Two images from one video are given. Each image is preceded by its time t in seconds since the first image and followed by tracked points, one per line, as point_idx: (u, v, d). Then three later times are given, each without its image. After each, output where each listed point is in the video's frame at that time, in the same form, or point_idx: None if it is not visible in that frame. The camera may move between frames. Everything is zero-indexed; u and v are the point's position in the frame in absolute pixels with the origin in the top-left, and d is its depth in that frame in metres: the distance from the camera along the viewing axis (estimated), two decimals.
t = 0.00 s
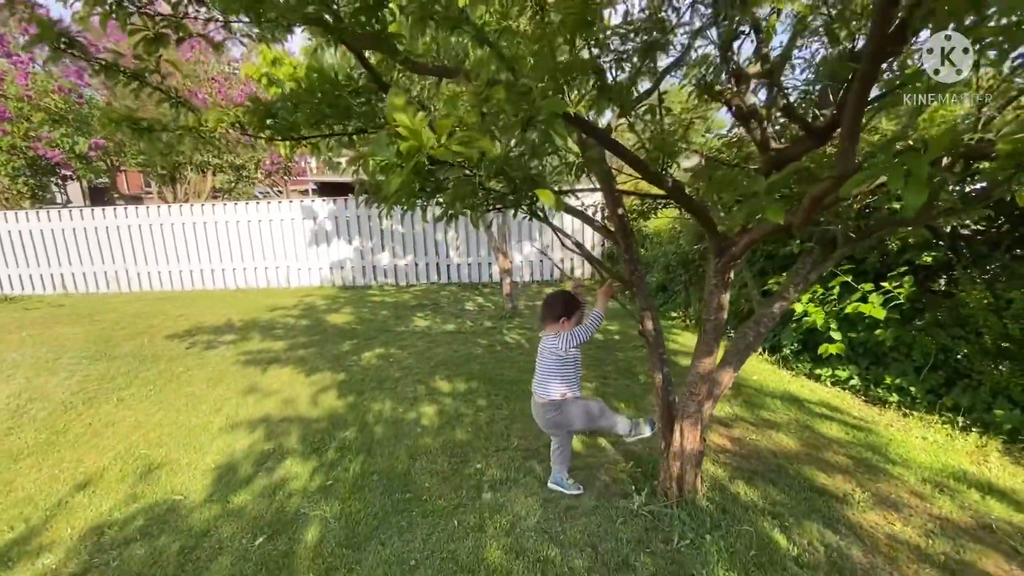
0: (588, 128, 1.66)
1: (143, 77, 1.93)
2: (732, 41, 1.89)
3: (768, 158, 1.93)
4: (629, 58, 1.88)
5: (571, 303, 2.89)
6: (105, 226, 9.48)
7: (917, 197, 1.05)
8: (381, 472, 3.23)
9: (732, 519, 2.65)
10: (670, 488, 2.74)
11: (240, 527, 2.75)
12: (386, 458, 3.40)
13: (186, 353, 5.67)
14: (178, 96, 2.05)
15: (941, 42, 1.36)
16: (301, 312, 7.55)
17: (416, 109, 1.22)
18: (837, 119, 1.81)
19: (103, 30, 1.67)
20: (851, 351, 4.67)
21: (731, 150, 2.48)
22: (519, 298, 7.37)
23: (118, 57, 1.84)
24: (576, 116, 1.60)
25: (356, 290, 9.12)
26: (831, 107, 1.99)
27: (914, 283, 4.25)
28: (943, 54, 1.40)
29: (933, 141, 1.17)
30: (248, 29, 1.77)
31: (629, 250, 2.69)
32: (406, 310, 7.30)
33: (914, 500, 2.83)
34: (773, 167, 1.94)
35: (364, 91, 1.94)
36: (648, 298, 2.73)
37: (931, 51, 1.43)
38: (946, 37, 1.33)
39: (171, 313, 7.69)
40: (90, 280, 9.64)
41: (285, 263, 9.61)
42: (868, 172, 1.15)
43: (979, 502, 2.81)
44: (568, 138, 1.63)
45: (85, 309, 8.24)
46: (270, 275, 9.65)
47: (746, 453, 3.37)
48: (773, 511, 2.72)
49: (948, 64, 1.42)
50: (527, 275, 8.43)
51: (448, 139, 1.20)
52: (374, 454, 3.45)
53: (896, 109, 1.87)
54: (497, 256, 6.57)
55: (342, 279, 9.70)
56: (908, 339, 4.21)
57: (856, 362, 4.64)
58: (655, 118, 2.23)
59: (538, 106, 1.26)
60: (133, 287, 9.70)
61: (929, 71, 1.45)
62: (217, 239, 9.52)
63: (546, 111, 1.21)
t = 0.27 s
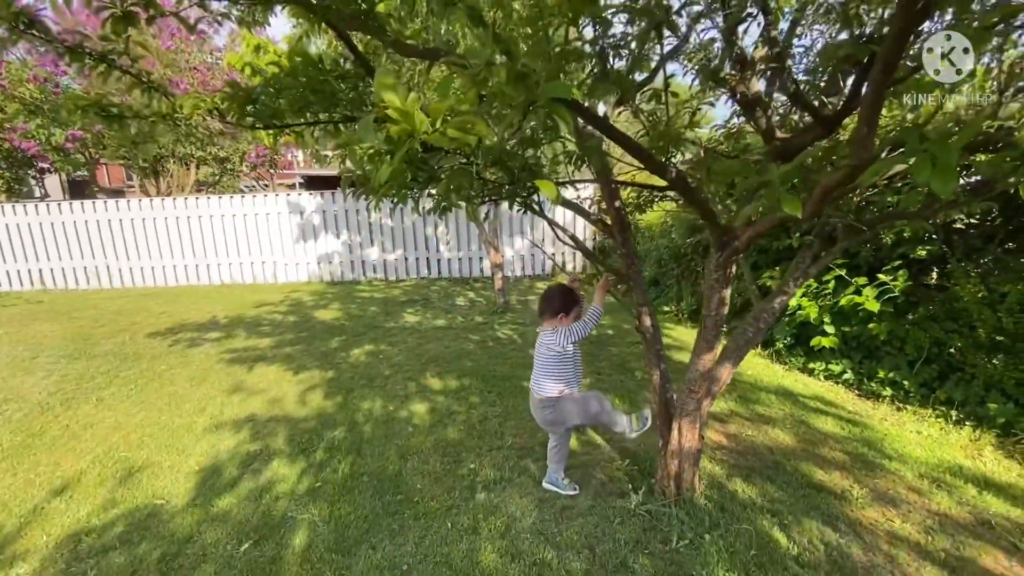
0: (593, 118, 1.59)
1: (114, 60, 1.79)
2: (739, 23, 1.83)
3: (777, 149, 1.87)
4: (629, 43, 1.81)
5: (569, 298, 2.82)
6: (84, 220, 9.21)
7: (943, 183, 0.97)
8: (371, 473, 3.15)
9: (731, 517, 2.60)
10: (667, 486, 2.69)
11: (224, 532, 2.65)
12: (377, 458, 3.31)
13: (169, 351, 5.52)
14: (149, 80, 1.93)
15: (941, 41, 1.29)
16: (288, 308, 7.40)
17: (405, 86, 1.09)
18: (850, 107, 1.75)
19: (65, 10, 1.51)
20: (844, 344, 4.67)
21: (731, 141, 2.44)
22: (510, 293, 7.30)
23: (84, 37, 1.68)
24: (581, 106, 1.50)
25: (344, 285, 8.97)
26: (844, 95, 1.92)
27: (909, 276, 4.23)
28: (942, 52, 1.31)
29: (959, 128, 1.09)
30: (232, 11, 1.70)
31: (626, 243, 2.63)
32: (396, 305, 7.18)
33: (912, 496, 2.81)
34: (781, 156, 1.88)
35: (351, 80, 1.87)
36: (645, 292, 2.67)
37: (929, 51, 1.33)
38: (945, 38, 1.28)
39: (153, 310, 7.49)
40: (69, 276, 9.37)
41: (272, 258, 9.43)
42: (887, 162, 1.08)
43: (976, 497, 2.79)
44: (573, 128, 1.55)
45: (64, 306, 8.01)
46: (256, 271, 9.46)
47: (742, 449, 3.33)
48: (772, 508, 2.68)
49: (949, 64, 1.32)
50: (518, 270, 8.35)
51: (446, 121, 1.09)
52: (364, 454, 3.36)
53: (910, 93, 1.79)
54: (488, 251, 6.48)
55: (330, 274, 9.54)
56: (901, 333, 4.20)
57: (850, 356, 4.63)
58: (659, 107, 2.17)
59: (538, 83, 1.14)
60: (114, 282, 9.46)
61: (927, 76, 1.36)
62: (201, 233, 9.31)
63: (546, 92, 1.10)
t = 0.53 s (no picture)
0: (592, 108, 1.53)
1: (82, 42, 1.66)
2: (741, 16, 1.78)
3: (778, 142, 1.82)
4: (624, 32, 1.80)
5: (559, 294, 2.76)
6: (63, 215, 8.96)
7: (968, 175, 0.92)
8: (361, 475, 3.07)
9: (729, 516, 2.57)
10: (664, 485, 2.64)
11: (208, 539, 2.57)
12: (367, 459, 3.23)
13: (152, 350, 5.37)
14: (121, 66, 1.82)
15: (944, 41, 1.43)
16: (275, 305, 7.25)
17: (398, 65, 1.01)
18: (855, 100, 1.71)
19: None
20: (837, 339, 4.67)
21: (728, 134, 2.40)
22: (502, 289, 7.23)
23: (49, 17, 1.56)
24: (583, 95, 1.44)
25: (333, 282, 8.83)
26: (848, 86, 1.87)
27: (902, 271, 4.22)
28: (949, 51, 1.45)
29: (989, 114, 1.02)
30: None
31: (621, 237, 2.56)
32: (386, 302, 7.07)
33: (909, 491, 2.80)
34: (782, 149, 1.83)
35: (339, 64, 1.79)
36: (641, 288, 2.61)
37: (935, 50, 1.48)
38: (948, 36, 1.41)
39: (135, 307, 7.31)
40: (48, 273, 9.12)
41: (258, 254, 9.26)
42: (906, 149, 1.02)
43: (971, 492, 2.79)
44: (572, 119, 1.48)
45: (42, 304, 7.78)
46: (242, 267, 9.28)
47: (738, 446, 3.30)
48: (770, 506, 2.65)
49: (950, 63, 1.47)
50: (510, 265, 8.28)
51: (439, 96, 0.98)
52: (354, 455, 3.28)
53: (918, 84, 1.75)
54: (479, 246, 6.40)
55: (318, 270, 9.39)
56: (894, 327, 4.20)
57: (843, 351, 4.63)
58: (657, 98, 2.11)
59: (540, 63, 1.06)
60: (95, 280, 9.22)
61: (931, 69, 1.53)
62: (185, 229, 9.10)
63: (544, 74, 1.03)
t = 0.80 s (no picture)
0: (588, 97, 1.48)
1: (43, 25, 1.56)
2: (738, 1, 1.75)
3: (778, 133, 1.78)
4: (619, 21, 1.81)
5: (555, 291, 2.71)
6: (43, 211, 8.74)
7: (989, 165, 0.86)
8: (351, 476, 3.01)
9: (725, 514, 2.54)
10: (660, 484, 2.61)
11: (193, 544, 2.49)
12: (357, 460, 3.17)
13: (136, 349, 5.25)
14: (90, 51, 1.73)
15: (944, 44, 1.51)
16: (263, 302, 7.13)
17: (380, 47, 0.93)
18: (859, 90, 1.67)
19: None
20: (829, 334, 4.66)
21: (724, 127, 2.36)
22: (494, 285, 7.17)
23: None
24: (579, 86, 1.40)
25: (322, 278, 8.71)
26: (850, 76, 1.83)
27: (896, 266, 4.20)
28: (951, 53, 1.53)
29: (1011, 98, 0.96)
30: None
31: (616, 232, 2.50)
32: (377, 298, 6.98)
33: (904, 487, 2.78)
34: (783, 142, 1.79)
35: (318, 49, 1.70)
36: (636, 283, 2.56)
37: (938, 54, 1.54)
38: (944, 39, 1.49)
39: (119, 305, 7.15)
40: (30, 270, 8.92)
41: (246, 250, 9.11)
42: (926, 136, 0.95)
43: (966, 487, 2.79)
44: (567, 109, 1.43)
45: (23, 302, 7.59)
46: (229, 264, 9.13)
47: (733, 443, 3.28)
48: (766, 504, 2.62)
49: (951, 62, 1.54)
50: (502, 261, 8.22)
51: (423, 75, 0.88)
52: (344, 456, 3.22)
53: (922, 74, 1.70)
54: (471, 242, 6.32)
55: (307, 267, 9.26)
56: (886, 322, 4.20)
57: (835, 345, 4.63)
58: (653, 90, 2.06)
59: (535, 45, 0.98)
60: (78, 277, 9.02)
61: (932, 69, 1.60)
62: (171, 225, 8.93)
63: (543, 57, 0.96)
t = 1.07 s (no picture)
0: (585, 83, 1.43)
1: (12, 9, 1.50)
2: None
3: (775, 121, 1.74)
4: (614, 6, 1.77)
5: (551, 286, 2.66)
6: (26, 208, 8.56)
7: (1001, 148, 0.83)
8: (342, 475, 2.95)
9: (721, 511, 2.51)
10: (656, 480, 2.58)
11: (179, 548, 2.43)
12: (347, 459, 3.11)
13: (122, 347, 5.15)
14: (59, 35, 1.65)
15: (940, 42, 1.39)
16: (252, 299, 7.03)
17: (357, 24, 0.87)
18: (859, 78, 1.63)
19: None
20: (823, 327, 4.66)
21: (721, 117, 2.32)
22: (487, 280, 7.11)
23: None
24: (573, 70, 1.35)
25: (313, 274, 8.61)
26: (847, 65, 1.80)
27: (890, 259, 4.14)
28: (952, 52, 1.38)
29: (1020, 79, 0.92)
30: None
31: (610, 225, 2.46)
32: (368, 295, 6.90)
33: (899, 480, 2.77)
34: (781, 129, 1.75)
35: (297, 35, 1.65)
36: (631, 277, 2.51)
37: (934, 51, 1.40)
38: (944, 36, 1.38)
39: (105, 303, 7.02)
40: (14, 268, 8.74)
41: (236, 246, 8.98)
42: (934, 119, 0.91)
43: (961, 480, 2.78)
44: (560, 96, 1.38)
45: (5, 301, 7.43)
46: (219, 260, 9.00)
47: (728, 438, 3.25)
48: (761, 499, 2.60)
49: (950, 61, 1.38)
50: (494, 256, 8.16)
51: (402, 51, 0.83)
52: (334, 455, 3.16)
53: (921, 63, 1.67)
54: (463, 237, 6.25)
55: (297, 263, 9.15)
56: (880, 315, 4.20)
57: (829, 339, 4.63)
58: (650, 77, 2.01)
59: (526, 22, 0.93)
60: (64, 275, 8.86)
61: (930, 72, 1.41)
62: (158, 222, 8.78)
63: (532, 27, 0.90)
